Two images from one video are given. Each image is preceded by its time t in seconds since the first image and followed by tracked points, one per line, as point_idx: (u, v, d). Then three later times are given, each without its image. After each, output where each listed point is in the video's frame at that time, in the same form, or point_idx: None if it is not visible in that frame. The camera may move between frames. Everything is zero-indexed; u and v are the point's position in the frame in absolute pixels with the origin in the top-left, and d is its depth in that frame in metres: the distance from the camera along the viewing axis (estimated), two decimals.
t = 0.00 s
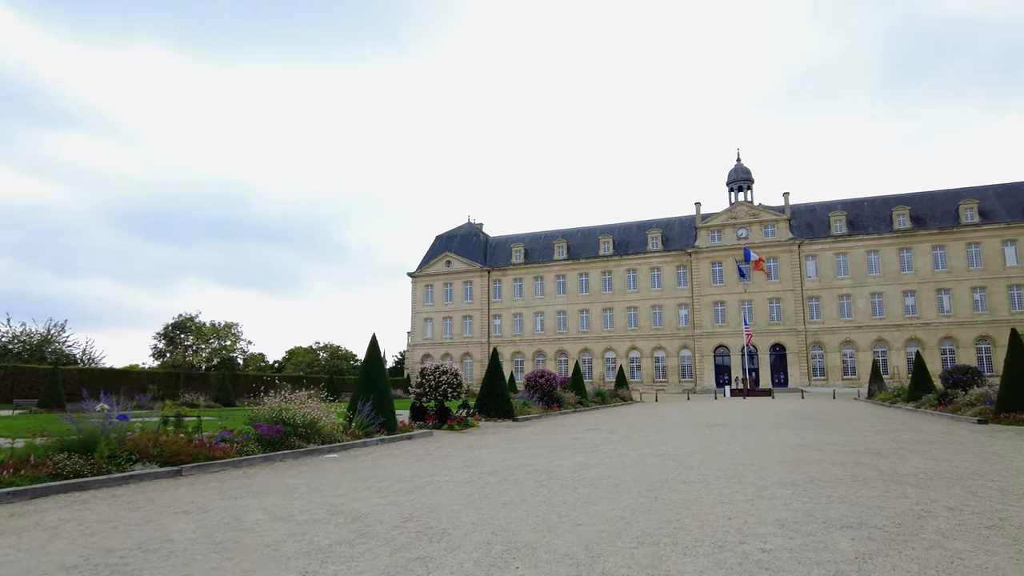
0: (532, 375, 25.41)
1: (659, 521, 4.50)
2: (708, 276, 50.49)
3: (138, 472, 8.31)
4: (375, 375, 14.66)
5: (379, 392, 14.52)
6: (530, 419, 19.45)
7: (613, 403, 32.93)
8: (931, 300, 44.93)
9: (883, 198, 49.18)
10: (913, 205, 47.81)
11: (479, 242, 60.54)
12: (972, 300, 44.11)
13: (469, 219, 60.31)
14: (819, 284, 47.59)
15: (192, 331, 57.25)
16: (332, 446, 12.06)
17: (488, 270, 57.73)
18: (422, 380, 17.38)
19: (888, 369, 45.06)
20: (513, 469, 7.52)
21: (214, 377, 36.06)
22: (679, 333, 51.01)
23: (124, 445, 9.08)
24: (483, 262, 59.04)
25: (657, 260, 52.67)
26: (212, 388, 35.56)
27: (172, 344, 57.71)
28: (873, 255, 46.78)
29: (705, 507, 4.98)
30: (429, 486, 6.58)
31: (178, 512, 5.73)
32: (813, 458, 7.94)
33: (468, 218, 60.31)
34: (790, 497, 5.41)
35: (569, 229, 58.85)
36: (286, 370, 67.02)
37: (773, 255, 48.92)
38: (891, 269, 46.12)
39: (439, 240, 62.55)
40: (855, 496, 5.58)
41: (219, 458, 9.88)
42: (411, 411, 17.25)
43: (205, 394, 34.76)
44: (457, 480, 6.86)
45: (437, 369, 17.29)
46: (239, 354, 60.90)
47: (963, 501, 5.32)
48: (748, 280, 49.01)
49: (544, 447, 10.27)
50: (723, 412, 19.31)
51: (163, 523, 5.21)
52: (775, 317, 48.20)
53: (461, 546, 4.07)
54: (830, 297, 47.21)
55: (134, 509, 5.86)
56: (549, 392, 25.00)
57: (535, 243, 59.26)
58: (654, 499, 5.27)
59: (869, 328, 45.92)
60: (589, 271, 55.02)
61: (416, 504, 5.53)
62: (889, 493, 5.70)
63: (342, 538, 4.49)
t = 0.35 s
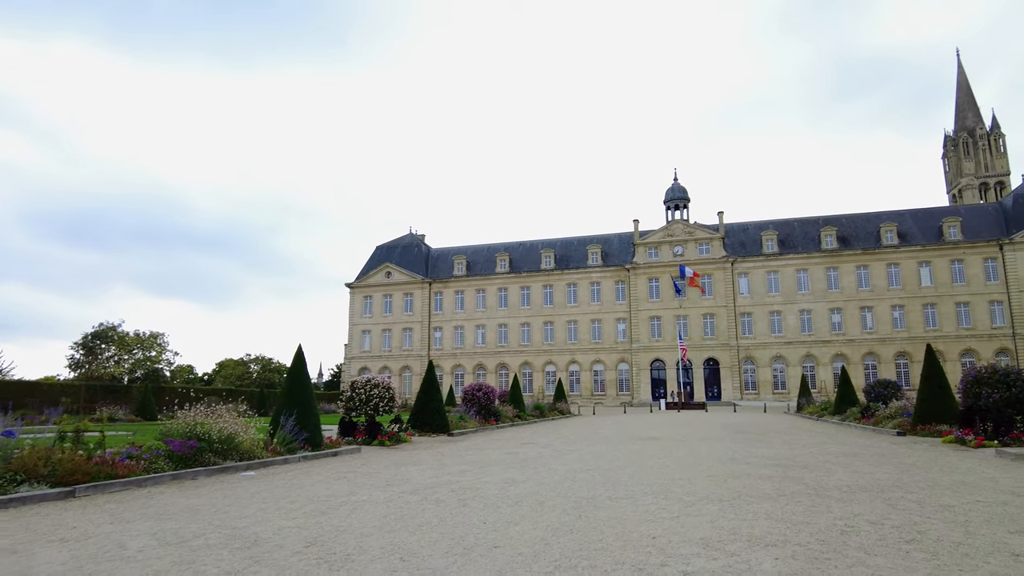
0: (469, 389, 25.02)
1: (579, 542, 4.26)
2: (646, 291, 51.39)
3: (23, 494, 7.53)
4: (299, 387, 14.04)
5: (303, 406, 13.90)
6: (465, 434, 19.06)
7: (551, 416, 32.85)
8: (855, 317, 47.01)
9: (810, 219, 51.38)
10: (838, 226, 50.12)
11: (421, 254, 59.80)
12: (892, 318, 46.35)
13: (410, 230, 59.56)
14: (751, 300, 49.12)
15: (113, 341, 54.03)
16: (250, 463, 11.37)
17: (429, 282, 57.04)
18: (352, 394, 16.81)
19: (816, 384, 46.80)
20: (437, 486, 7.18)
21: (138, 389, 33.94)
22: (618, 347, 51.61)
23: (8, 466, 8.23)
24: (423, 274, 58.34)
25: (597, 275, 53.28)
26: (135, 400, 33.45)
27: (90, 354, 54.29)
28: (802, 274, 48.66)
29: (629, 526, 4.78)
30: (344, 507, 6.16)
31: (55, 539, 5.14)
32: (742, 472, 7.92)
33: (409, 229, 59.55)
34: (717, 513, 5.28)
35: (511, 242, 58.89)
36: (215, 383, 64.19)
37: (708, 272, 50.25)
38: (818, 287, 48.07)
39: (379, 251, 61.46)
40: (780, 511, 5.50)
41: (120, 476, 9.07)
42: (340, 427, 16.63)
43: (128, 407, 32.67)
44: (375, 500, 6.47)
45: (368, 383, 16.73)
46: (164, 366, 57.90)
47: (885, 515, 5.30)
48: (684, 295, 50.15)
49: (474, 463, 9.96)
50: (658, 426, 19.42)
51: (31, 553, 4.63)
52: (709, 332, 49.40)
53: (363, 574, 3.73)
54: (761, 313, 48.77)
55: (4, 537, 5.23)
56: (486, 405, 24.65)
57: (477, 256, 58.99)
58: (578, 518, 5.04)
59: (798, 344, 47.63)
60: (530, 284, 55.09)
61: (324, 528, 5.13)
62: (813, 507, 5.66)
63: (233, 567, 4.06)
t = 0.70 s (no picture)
0: (422, 399, 24.53)
1: (519, 565, 3.98)
2: (602, 302, 51.72)
3: None
4: (238, 397, 13.41)
5: (243, 416, 13.27)
6: (417, 446, 18.60)
7: (506, 427, 32.54)
8: (804, 330, 48.19)
9: (762, 234, 52.63)
10: (788, 241, 51.47)
11: (377, 261, 58.88)
12: (839, 330, 47.66)
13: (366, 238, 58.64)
14: (704, 312, 49.91)
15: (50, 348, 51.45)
16: (183, 477, 10.68)
17: (385, 290, 56.17)
18: (297, 405, 16.20)
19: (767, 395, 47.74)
20: (376, 503, 6.80)
21: (72, 399, 32.30)
22: (574, 358, 51.69)
23: None
24: (379, 282, 57.42)
25: (554, 286, 53.36)
26: (69, 412, 31.80)
27: (24, 362, 51.52)
28: (753, 286, 49.71)
29: (573, 545, 4.53)
30: (274, 526, 5.75)
31: None
32: (692, 485, 7.78)
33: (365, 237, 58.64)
34: (665, 530, 5.07)
35: (469, 252, 58.53)
36: (160, 393, 61.68)
37: (662, 284, 50.89)
38: (769, 299, 49.17)
39: (334, 258, 60.28)
40: (730, 526, 5.33)
41: (34, 494, 8.44)
42: (283, 439, 16.00)
43: (59, 419, 31.03)
44: (308, 519, 6.07)
45: (314, 394, 16.24)
46: (105, 374, 55.34)
47: (835, 530, 5.17)
48: (639, 307, 50.65)
49: (421, 477, 9.61)
50: (612, 437, 19.35)
51: None
52: (664, 343, 49.93)
53: None
54: (714, 325, 49.58)
55: None
56: (439, 416, 24.20)
57: (434, 265, 58.41)
58: (520, 538, 4.77)
59: (749, 355, 48.55)
60: (488, 294, 54.78)
61: (246, 550, 4.73)
62: (763, 523, 5.51)
63: None
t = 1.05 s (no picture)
0: (384, 405, 23.98)
1: None
2: (569, 308, 51.73)
3: None
4: (186, 401, 12.80)
5: (190, 421, 12.65)
6: (377, 453, 18.11)
7: (471, 434, 32.13)
8: (766, 337, 48.87)
9: (727, 243, 53.33)
10: (752, 250, 52.25)
11: (342, 264, 57.87)
12: (801, 338, 48.45)
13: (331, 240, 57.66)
14: (670, 319, 50.28)
15: None
16: (122, 486, 10.07)
17: (349, 294, 55.26)
18: (251, 410, 15.56)
19: (730, 402, 48.25)
20: (324, 516, 6.43)
21: (16, 404, 30.81)
22: (541, 363, 51.53)
23: None
24: (344, 285, 56.46)
25: (521, 291, 53.15)
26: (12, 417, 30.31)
27: None
28: (717, 294, 50.28)
29: (529, 562, 4.24)
30: (208, 541, 5.34)
31: None
32: (655, 494, 7.56)
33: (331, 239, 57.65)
34: (626, 544, 4.83)
35: (437, 256, 57.97)
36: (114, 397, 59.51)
37: (629, 291, 51.13)
38: (733, 307, 49.78)
39: (298, 260, 59.06)
40: (694, 539, 5.11)
41: None
42: (236, 445, 15.35)
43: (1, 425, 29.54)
44: (247, 533, 5.67)
45: (269, 398, 15.57)
46: (55, 378, 53.12)
47: (802, 544, 4.98)
48: (605, 313, 50.78)
49: (376, 486, 9.22)
50: (577, 444, 19.15)
51: None
52: (629, 350, 50.13)
53: None
54: (679, 332, 49.97)
55: None
56: (402, 423, 23.69)
57: (401, 269, 57.66)
58: (473, 553, 4.47)
59: (713, 362, 49.02)
60: (455, 299, 54.27)
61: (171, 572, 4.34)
62: (728, 535, 5.30)
63: None
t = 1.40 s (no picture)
0: (333, 408, 23.34)
1: None
2: (526, 312, 51.62)
3: None
4: (116, 402, 12.01)
5: (121, 424, 11.86)
6: (324, 457, 17.52)
7: (424, 437, 31.60)
8: (718, 343, 49.69)
9: (681, 249, 54.12)
10: (706, 257, 53.14)
11: (294, 263, 56.43)
12: (752, 344, 49.41)
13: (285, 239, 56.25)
14: (625, 324, 50.66)
15: None
16: (39, 494, 9.34)
17: (302, 294, 53.93)
18: (189, 412, 14.80)
19: (683, 406, 48.85)
20: (252, 524, 5.99)
21: None
22: (498, 367, 51.24)
23: None
24: (296, 285, 55.09)
25: (479, 294, 52.76)
26: None
27: None
28: (671, 300, 50.91)
29: None
30: (118, 554, 4.88)
31: None
32: (604, 499, 7.35)
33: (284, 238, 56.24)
34: (571, 553, 4.57)
35: (393, 257, 57.13)
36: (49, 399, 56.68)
37: (586, 295, 51.36)
38: (686, 313, 50.49)
39: (249, 259, 57.37)
40: (641, 548, 4.89)
41: None
42: (173, 449, 14.58)
43: None
44: (163, 545, 5.21)
45: (208, 400, 14.85)
46: None
47: (751, 552, 4.81)
48: (562, 317, 50.85)
49: (315, 492, 8.77)
50: (530, 448, 18.97)
51: None
52: (585, 354, 50.31)
53: None
54: (634, 336, 50.38)
55: None
56: (351, 426, 23.10)
57: (356, 269, 56.59)
58: (406, 565, 4.15)
59: (667, 366, 49.59)
60: (411, 300, 53.53)
61: None
62: (677, 543, 5.10)
63: None
